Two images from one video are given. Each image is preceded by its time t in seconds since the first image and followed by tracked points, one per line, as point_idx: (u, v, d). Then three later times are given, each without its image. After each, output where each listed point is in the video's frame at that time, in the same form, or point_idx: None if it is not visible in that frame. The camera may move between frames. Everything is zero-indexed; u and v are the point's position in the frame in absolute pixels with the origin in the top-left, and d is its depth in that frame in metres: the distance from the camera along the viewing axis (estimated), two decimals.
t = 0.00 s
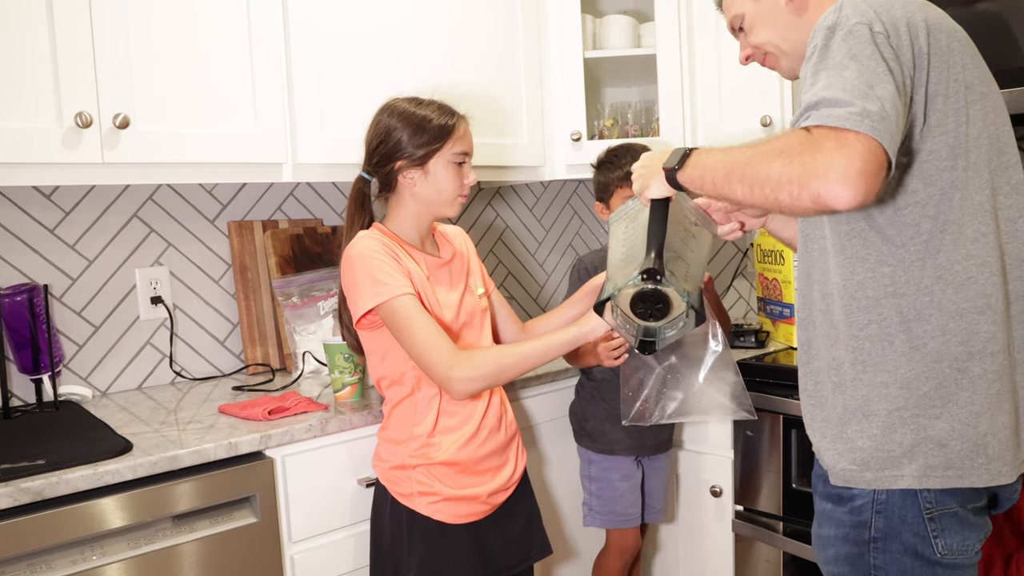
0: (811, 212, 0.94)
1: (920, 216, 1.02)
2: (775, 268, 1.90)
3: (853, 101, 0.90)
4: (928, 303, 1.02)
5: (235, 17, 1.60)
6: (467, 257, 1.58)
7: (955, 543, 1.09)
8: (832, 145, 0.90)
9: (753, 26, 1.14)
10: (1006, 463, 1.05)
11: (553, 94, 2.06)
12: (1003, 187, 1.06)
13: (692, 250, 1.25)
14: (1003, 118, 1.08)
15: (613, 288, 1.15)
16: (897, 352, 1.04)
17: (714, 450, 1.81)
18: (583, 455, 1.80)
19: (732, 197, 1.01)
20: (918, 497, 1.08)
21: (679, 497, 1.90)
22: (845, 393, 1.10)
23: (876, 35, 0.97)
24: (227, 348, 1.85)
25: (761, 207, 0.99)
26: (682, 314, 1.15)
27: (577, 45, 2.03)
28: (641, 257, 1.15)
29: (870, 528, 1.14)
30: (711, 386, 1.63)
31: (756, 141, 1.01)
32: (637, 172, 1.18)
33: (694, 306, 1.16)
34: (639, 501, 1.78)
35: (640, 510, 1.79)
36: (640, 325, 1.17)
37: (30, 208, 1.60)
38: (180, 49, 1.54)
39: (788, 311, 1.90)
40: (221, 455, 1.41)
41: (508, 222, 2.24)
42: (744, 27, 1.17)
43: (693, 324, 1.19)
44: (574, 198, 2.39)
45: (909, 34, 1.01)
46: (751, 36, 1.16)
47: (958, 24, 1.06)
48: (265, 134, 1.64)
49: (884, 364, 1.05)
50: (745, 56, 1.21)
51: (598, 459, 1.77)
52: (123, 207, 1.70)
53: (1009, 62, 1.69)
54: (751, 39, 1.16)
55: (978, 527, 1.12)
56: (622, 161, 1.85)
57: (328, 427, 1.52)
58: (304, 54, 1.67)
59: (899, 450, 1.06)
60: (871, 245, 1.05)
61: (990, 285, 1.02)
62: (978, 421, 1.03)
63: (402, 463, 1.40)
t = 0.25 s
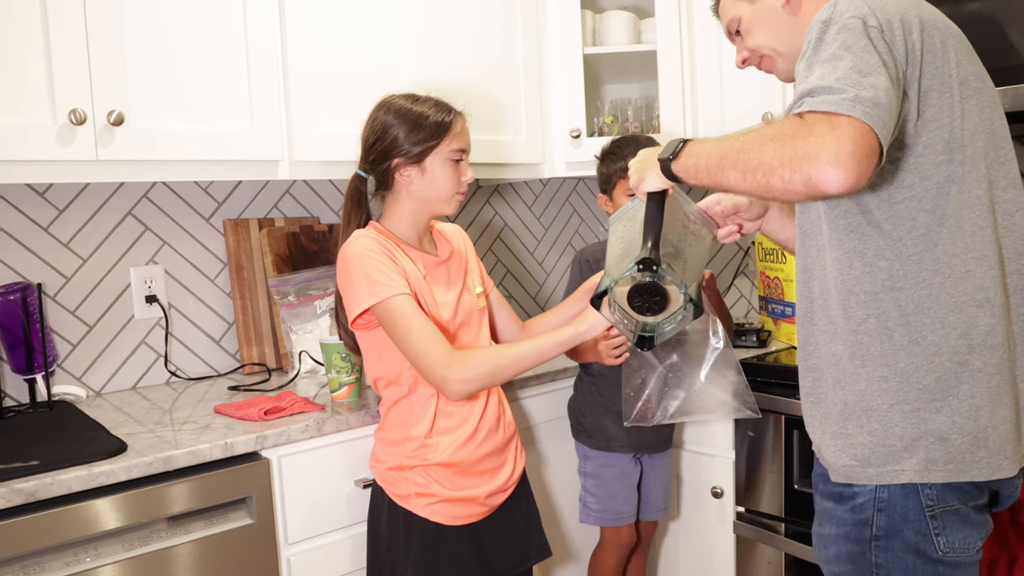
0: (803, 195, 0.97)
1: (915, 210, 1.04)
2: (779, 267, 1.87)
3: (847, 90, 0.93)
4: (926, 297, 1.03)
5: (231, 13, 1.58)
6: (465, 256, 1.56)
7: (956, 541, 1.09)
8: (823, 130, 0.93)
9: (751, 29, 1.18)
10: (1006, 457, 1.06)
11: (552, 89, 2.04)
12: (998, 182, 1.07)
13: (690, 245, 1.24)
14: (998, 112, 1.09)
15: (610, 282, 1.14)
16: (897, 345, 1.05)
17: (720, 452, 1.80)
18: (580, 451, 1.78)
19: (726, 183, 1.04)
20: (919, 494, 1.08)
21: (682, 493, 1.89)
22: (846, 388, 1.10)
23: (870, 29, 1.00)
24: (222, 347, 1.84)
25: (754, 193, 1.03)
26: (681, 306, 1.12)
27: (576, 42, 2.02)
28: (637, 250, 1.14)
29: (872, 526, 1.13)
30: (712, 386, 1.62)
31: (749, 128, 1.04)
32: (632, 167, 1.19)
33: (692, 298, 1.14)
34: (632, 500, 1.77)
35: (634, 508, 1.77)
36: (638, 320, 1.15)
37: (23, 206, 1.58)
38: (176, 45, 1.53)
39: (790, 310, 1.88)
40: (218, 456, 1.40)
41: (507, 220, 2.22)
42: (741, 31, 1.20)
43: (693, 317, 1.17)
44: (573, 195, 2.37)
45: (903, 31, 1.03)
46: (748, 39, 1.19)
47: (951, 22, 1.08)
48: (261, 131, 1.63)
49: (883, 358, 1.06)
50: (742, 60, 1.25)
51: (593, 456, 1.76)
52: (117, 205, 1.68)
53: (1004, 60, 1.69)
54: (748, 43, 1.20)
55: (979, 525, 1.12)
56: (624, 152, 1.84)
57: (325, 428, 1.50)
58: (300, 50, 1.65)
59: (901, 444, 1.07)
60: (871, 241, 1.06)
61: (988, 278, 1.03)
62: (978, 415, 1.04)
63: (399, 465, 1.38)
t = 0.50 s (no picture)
0: (806, 195, 0.95)
1: (914, 207, 1.03)
2: (780, 265, 1.86)
3: (848, 87, 0.93)
4: (926, 294, 1.02)
5: (227, 8, 1.57)
6: (462, 254, 1.54)
7: (958, 539, 1.08)
8: (826, 127, 0.92)
9: (749, 29, 1.17)
10: (1007, 454, 1.05)
11: (550, 84, 2.02)
12: (996, 178, 1.06)
13: (690, 245, 1.22)
14: (996, 108, 1.09)
15: (611, 284, 1.12)
16: (897, 343, 1.04)
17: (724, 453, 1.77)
18: (580, 445, 1.77)
19: (726, 183, 1.02)
20: (920, 492, 1.07)
21: (685, 491, 1.87)
22: (846, 387, 1.09)
23: (867, 27, 0.99)
24: (217, 347, 1.82)
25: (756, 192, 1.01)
26: (683, 306, 1.11)
27: (576, 38, 2.00)
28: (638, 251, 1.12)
29: (872, 525, 1.11)
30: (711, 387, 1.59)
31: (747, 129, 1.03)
32: (631, 168, 1.17)
33: (693, 298, 1.12)
34: (630, 497, 1.75)
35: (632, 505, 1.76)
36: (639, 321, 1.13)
37: (17, 203, 1.56)
38: (172, 42, 1.51)
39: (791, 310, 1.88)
40: (213, 456, 1.38)
41: (506, 219, 2.21)
42: (737, 30, 1.18)
43: (694, 317, 1.16)
44: (572, 193, 2.35)
45: (900, 28, 1.02)
46: (745, 39, 1.18)
47: (947, 20, 1.07)
48: (257, 128, 1.61)
49: (882, 356, 1.05)
50: (738, 58, 1.23)
51: (591, 450, 1.74)
52: (112, 203, 1.67)
53: (1003, 58, 1.66)
54: (745, 42, 1.19)
55: (980, 523, 1.11)
56: (626, 144, 1.82)
57: (321, 428, 1.49)
58: (298, 46, 1.64)
59: (901, 442, 1.05)
60: (870, 238, 1.05)
61: (987, 275, 1.02)
62: (979, 412, 1.03)
63: (396, 465, 1.37)
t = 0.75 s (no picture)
0: (807, 193, 0.94)
1: (915, 204, 1.01)
2: (781, 264, 1.85)
3: (849, 84, 0.91)
4: (927, 291, 1.01)
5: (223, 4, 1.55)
6: (460, 252, 1.53)
7: (961, 539, 1.07)
8: (827, 124, 0.90)
9: (746, 26, 1.15)
10: (1009, 453, 1.03)
11: (549, 81, 2.00)
12: (997, 175, 1.05)
13: (690, 243, 1.21)
14: (998, 105, 1.07)
15: (610, 283, 1.10)
16: (898, 341, 1.02)
17: (726, 454, 1.76)
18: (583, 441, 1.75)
19: (726, 180, 1.01)
20: (922, 491, 1.05)
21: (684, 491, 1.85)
22: (847, 386, 1.07)
23: (867, 24, 0.98)
24: (213, 346, 1.80)
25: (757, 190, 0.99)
26: (683, 305, 1.10)
27: (574, 34, 1.98)
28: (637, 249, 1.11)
29: (874, 525, 1.10)
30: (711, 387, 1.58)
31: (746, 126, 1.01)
32: (630, 165, 1.15)
33: (693, 297, 1.11)
34: (633, 494, 1.73)
35: (634, 502, 1.74)
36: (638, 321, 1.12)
37: (10, 201, 1.55)
38: (167, 38, 1.49)
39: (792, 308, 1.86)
40: (208, 457, 1.37)
41: (505, 217, 2.19)
42: (734, 27, 1.17)
43: (694, 316, 1.14)
44: (572, 190, 2.34)
45: (900, 25, 1.01)
46: (742, 36, 1.16)
47: (947, 16, 1.06)
48: (253, 125, 1.59)
49: (883, 355, 1.03)
50: (735, 57, 1.22)
51: (594, 446, 1.72)
52: (106, 200, 1.65)
53: (1003, 54, 1.64)
54: (742, 40, 1.17)
55: (982, 522, 1.09)
56: (626, 136, 1.80)
57: (318, 428, 1.47)
58: (294, 42, 1.62)
59: (903, 441, 1.03)
60: (870, 235, 1.03)
61: (989, 273, 1.00)
62: (981, 411, 1.01)
63: (393, 466, 1.35)
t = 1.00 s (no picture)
0: (804, 185, 0.93)
1: (916, 201, 1.00)
2: (784, 263, 1.83)
3: (848, 76, 0.90)
4: (928, 289, 0.99)
5: None
6: (458, 251, 1.51)
7: (963, 540, 1.06)
8: (825, 115, 0.89)
9: (747, 23, 1.13)
10: (1012, 453, 1.02)
11: (548, 77, 1.98)
12: (999, 172, 1.03)
13: (688, 238, 1.19)
14: (1000, 100, 1.06)
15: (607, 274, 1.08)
16: (900, 339, 1.01)
17: (724, 454, 1.75)
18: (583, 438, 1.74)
19: (724, 172, 1.00)
20: (925, 492, 1.04)
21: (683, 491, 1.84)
22: (848, 385, 1.06)
23: (868, 18, 0.97)
24: (208, 345, 1.78)
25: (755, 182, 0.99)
26: (681, 299, 1.07)
27: (573, 31, 1.97)
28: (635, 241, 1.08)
29: (876, 526, 1.08)
30: (714, 383, 1.56)
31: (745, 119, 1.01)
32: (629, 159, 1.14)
33: (691, 291, 1.09)
34: (634, 493, 1.72)
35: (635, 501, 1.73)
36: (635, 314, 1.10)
37: (3, 199, 1.53)
38: (162, 34, 1.48)
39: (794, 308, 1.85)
40: (203, 457, 1.35)
41: (503, 214, 2.18)
42: (735, 24, 1.15)
43: (692, 310, 1.12)
44: (571, 187, 2.32)
45: (900, 21, 1.00)
46: (743, 33, 1.15)
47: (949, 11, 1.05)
48: (249, 122, 1.57)
49: (884, 353, 1.02)
50: (737, 53, 1.20)
51: (595, 444, 1.71)
52: (101, 198, 1.63)
53: (1005, 51, 1.63)
54: (743, 37, 1.15)
55: (985, 523, 1.08)
56: (624, 131, 1.77)
57: (314, 428, 1.45)
58: (290, 38, 1.60)
59: (905, 440, 1.02)
60: (871, 232, 1.02)
61: (991, 270, 0.99)
62: (983, 410, 1.00)
63: (390, 467, 1.34)
